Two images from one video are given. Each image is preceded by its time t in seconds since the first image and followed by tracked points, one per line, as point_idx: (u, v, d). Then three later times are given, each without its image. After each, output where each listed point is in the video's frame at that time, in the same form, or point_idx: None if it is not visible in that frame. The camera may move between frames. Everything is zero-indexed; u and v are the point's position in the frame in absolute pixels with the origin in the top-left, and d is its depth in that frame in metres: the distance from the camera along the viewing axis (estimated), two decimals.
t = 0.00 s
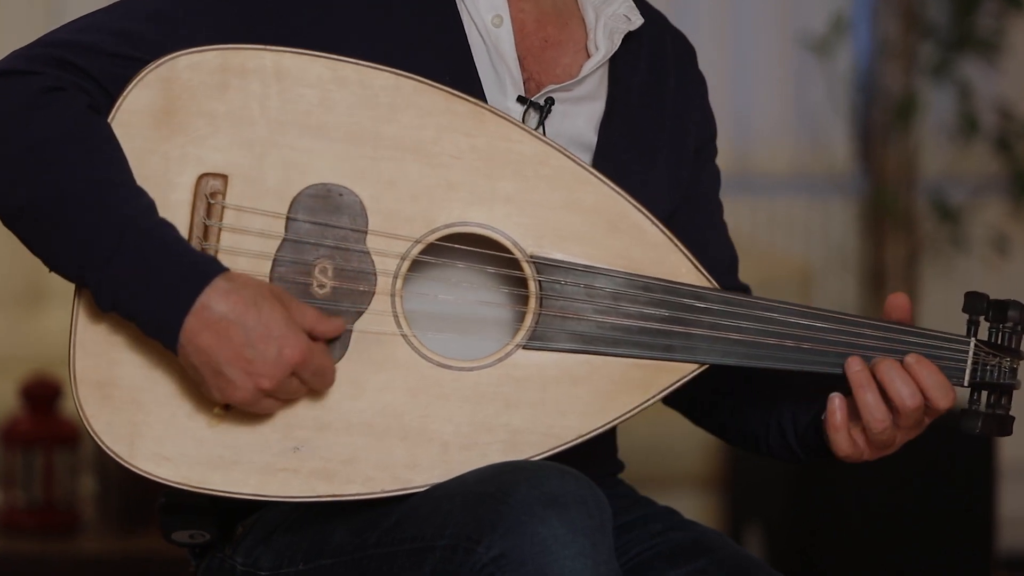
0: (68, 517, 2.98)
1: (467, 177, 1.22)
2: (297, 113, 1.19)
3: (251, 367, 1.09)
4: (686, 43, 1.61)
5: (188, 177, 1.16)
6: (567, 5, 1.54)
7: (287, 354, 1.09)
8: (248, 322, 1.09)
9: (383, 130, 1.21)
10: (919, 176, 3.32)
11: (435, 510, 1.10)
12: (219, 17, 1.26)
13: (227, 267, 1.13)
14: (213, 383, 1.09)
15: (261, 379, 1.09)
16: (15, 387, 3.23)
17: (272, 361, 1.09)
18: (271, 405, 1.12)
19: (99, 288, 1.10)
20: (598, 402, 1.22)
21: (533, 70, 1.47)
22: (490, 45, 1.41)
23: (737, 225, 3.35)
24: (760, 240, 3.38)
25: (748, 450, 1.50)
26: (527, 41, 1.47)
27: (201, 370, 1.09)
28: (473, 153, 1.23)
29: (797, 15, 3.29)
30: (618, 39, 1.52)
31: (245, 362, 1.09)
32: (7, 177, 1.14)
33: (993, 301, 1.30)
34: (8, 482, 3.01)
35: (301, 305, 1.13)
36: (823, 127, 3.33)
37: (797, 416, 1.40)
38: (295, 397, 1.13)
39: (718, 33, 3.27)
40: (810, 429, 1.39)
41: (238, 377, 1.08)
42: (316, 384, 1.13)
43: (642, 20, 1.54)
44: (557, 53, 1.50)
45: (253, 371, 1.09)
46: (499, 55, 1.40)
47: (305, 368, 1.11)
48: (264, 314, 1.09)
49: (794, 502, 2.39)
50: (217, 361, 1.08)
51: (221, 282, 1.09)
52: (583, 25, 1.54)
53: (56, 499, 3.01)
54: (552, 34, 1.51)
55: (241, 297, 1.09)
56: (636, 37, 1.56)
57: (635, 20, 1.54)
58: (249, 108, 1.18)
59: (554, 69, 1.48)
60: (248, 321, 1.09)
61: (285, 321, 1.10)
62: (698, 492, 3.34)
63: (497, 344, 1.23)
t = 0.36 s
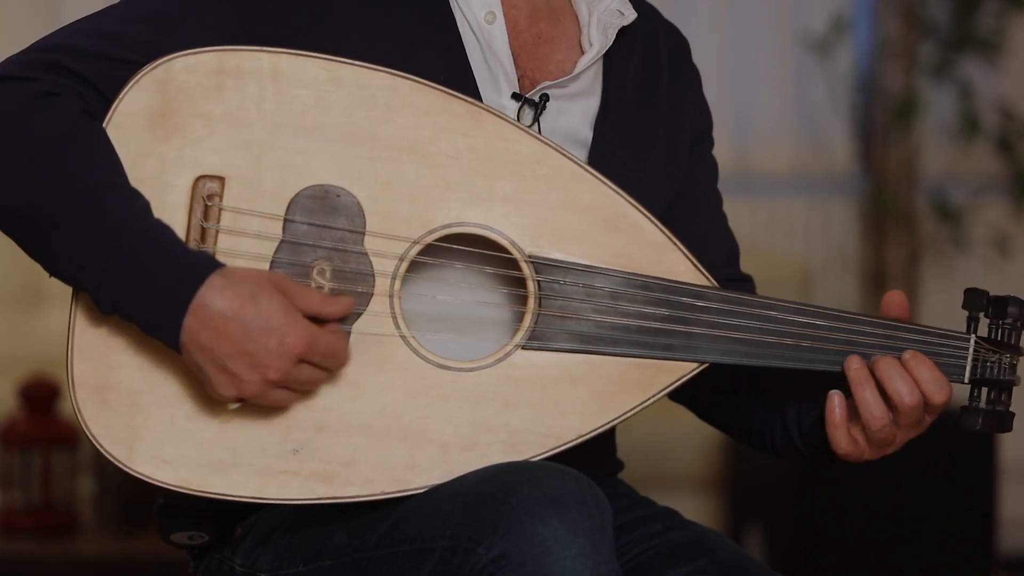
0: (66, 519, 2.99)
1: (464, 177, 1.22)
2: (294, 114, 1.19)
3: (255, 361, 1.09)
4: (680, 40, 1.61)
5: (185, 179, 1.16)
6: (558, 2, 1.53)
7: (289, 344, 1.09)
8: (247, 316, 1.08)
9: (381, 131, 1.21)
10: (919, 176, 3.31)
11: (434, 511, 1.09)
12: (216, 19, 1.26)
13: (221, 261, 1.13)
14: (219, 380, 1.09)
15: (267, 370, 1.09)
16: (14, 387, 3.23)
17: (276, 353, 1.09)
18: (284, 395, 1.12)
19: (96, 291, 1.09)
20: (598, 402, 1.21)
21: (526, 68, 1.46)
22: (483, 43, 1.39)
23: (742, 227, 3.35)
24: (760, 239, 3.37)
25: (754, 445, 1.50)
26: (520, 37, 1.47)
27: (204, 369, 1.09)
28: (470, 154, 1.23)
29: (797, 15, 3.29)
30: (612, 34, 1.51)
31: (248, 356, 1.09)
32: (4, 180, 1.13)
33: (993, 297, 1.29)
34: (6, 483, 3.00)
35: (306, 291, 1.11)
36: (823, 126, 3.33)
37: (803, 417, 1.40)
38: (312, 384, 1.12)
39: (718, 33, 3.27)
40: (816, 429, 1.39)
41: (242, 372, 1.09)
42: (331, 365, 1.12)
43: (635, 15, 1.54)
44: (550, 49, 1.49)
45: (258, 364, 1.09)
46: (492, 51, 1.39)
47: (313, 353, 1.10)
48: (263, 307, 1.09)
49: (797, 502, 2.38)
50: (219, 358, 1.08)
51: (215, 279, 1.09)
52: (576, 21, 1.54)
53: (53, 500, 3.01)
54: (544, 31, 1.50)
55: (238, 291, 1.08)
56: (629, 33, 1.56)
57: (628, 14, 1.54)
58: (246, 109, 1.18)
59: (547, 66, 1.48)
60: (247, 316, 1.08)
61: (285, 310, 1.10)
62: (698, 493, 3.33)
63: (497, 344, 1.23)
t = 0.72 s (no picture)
0: (64, 519, 2.99)
1: (461, 177, 1.22)
2: (290, 114, 1.18)
3: (254, 358, 1.08)
4: (679, 40, 1.61)
5: (181, 180, 1.15)
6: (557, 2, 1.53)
7: (289, 346, 1.08)
8: (253, 310, 1.08)
9: (377, 131, 1.20)
10: (920, 176, 3.31)
11: (433, 512, 1.09)
12: (212, 20, 1.26)
13: (231, 259, 1.13)
14: (214, 376, 1.08)
15: (263, 370, 1.08)
16: (12, 387, 3.23)
17: (275, 352, 1.08)
18: (268, 408, 1.10)
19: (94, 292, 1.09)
20: (596, 402, 1.21)
21: (523, 69, 1.46)
22: (480, 44, 1.39)
23: (737, 226, 3.35)
24: (760, 240, 3.37)
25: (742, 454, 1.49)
26: (516, 38, 1.47)
27: (201, 360, 1.08)
28: (467, 153, 1.22)
29: (797, 15, 3.29)
30: (610, 36, 1.51)
31: (249, 352, 1.08)
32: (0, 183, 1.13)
33: (992, 295, 1.29)
34: (4, 482, 3.00)
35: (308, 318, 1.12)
36: (822, 126, 3.32)
37: (798, 415, 1.39)
38: (297, 401, 1.11)
39: (718, 33, 3.27)
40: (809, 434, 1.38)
41: (241, 367, 1.08)
42: (319, 389, 1.12)
43: (633, 17, 1.54)
44: (547, 50, 1.49)
45: (257, 362, 1.08)
46: (489, 53, 1.39)
47: (308, 366, 1.10)
48: (271, 305, 1.09)
49: (797, 502, 2.35)
50: (220, 350, 1.07)
51: (226, 271, 1.09)
52: (575, 21, 1.54)
53: (52, 500, 3.01)
54: (542, 32, 1.50)
55: (248, 286, 1.08)
56: (627, 34, 1.55)
57: (627, 16, 1.53)
58: (242, 110, 1.17)
59: (545, 67, 1.48)
60: (253, 310, 1.08)
61: (290, 313, 1.10)
62: (698, 493, 3.33)
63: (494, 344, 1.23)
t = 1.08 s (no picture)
0: (63, 519, 2.98)
1: (460, 176, 1.21)
2: (289, 113, 1.18)
3: (256, 356, 1.08)
4: (680, 40, 1.60)
5: (179, 180, 1.15)
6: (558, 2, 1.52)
7: (289, 339, 1.08)
8: (245, 310, 1.07)
9: (376, 130, 1.20)
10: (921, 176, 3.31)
11: (432, 513, 1.09)
12: (212, 19, 1.25)
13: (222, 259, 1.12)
14: (220, 377, 1.08)
15: (268, 365, 1.08)
16: (10, 387, 3.23)
17: (276, 347, 1.08)
18: (285, 396, 1.11)
19: (93, 292, 1.09)
20: (595, 402, 1.21)
21: (523, 68, 1.46)
22: (479, 43, 1.39)
23: (724, 227, 3.36)
24: (760, 239, 3.38)
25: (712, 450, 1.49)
26: (517, 36, 1.46)
27: (204, 365, 1.08)
28: (466, 152, 1.22)
29: (797, 14, 3.29)
30: (611, 35, 1.50)
31: (249, 351, 1.08)
32: None
33: (993, 294, 1.29)
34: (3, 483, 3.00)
35: (307, 292, 1.11)
36: (823, 126, 3.32)
37: (769, 411, 1.40)
38: (312, 383, 1.12)
39: (718, 33, 3.28)
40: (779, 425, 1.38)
41: (243, 368, 1.08)
42: (331, 365, 1.12)
43: (634, 16, 1.53)
44: (548, 49, 1.49)
45: (258, 359, 1.08)
46: (489, 52, 1.39)
47: (314, 350, 1.10)
48: (262, 301, 1.08)
49: (797, 502, 2.32)
50: (218, 354, 1.07)
51: (214, 274, 1.08)
52: (575, 20, 1.53)
53: (50, 501, 3.01)
54: (542, 31, 1.50)
55: (236, 286, 1.08)
56: (628, 34, 1.55)
57: (627, 15, 1.53)
58: (241, 109, 1.17)
59: (545, 66, 1.48)
60: (246, 310, 1.07)
61: (285, 306, 1.09)
62: (698, 493, 3.33)
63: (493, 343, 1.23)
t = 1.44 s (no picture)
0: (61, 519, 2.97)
1: (457, 177, 1.21)
2: (285, 114, 1.18)
3: (248, 356, 1.08)
4: (678, 40, 1.60)
5: (175, 182, 1.14)
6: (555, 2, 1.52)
7: (283, 343, 1.08)
8: (246, 309, 1.07)
9: (372, 131, 1.20)
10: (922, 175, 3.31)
11: (431, 514, 1.08)
12: (210, 20, 1.25)
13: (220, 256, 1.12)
14: (209, 376, 1.08)
15: (258, 368, 1.09)
16: (8, 386, 3.22)
17: (269, 350, 1.08)
18: (262, 402, 1.11)
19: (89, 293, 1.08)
20: (594, 402, 1.20)
21: (520, 68, 1.45)
22: (476, 45, 1.39)
23: (725, 225, 3.33)
24: (760, 239, 3.35)
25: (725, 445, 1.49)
26: (514, 37, 1.46)
27: (195, 362, 1.07)
28: (463, 152, 1.21)
29: (797, 14, 3.29)
30: (608, 35, 1.50)
31: (243, 351, 1.08)
32: None
33: (992, 291, 1.29)
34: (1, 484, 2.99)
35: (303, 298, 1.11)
36: (823, 126, 3.32)
37: (779, 403, 1.40)
38: (290, 392, 1.12)
39: (718, 33, 3.27)
40: (792, 418, 1.39)
41: (235, 367, 1.08)
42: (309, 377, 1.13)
43: (631, 15, 1.52)
44: (546, 50, 1.49)
45: (251, 360, 1.08)
46: (485, 54, 1.38)
47: (301, 358, 1.10)
48: (261, 302, 1.08)
49: (797, 502, 2.31)
50: (212, 351, 1.07)
51: (217, 271, 1.08)
52: (573, 20, 1.53)
53: (48, 502, 2.99)
54: (540, 31, 1.50)
55: (239, 285, 1.08)
56: (627, 33, 1.54)
57: (624, 14, 1.52)
58: (237, 111, 1.17)
59: (543, 66, 1.47)
60: (246, 309, 1.07)
61: (282, 309, 1.09)
62: (698, 493, 3.34)
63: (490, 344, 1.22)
